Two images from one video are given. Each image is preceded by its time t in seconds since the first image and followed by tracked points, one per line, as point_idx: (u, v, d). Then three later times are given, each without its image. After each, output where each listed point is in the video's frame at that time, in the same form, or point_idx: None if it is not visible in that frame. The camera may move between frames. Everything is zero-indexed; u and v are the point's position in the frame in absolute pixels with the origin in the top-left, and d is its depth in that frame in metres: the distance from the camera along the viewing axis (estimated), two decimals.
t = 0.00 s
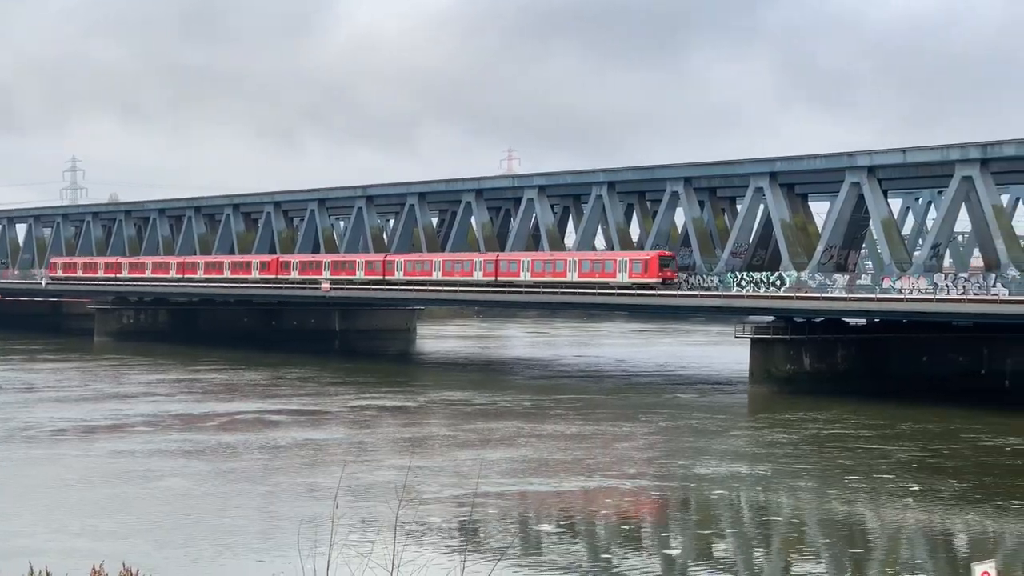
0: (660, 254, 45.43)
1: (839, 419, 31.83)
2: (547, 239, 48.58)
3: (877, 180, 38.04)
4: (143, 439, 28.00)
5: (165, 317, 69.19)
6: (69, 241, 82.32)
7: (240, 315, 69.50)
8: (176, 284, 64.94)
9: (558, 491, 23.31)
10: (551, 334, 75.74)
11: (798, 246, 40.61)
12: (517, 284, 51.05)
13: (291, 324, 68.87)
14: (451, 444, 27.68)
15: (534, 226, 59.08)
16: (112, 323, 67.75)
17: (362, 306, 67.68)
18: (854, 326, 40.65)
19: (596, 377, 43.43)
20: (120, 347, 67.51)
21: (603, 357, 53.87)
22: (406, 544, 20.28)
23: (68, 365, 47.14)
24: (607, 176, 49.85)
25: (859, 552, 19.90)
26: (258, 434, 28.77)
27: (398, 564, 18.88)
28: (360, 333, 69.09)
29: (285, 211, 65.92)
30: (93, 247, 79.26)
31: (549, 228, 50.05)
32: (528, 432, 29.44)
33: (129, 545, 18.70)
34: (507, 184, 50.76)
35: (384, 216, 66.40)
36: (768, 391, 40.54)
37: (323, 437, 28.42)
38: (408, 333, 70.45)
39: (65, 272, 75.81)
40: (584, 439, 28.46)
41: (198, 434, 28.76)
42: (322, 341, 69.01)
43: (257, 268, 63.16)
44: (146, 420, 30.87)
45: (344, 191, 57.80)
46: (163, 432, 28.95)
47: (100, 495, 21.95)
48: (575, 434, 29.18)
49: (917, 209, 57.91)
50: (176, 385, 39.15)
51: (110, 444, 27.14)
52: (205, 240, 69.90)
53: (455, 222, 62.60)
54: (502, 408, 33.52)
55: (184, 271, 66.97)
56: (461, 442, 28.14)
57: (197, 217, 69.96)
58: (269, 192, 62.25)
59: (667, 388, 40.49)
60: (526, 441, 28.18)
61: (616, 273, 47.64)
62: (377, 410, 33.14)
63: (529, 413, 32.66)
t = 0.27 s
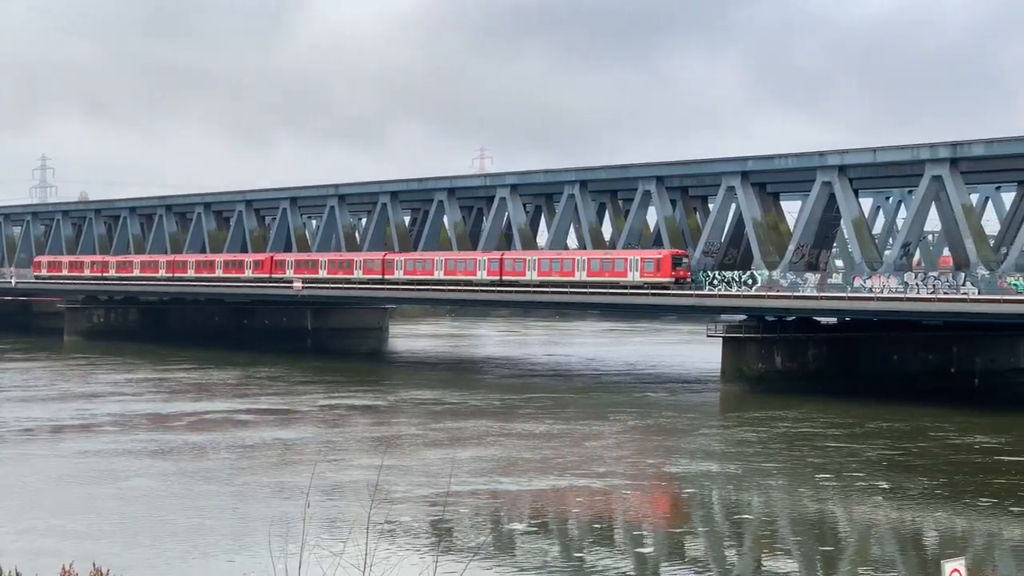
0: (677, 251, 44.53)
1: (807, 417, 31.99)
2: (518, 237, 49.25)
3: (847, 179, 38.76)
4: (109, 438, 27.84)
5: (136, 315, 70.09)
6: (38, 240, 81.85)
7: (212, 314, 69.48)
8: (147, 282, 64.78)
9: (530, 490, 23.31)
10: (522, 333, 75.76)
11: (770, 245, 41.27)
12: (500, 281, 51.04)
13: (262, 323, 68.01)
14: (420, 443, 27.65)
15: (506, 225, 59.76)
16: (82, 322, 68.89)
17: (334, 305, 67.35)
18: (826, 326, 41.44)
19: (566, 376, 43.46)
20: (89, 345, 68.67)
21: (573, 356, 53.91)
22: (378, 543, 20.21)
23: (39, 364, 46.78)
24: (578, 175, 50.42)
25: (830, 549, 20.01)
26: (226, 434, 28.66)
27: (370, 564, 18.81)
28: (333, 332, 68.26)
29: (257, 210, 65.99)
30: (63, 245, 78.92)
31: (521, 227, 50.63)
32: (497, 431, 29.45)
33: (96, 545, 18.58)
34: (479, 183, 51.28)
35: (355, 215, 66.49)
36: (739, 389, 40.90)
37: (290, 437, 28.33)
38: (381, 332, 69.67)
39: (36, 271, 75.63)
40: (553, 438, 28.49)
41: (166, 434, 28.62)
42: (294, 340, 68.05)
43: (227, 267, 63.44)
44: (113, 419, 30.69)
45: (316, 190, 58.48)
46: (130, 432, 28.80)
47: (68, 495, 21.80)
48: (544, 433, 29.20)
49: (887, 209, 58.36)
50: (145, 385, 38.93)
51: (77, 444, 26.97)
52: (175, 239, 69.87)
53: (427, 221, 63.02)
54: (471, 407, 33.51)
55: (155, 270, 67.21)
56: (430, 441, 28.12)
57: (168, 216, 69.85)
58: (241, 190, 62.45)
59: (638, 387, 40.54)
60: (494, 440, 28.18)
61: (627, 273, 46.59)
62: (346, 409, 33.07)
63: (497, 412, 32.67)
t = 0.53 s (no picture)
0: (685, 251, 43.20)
1: (776, 416, 32.12)
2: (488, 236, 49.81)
3: (817, 179, 39.42)
4: (74, 438, 27.66)
5: (104, 314, 69.88)
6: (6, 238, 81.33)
7: (181, 313, 69.16)
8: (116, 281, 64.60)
9: (500, 489, 23.33)
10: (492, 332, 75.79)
11: (740, 244, 42.01)
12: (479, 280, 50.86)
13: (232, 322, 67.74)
14: (386, 443, 27.60)
15: (478, 224, 60.40)
16: (51, 321, 68.72)
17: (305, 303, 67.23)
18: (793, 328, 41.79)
19: (536, 375, 43.47)
20: (58, 345, 68.48)
21: (541, 354, 53.94)
22: (348, 543, 20.16)
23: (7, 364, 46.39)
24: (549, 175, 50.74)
25: (800, 548, 20.09)
26: (192, 434, 28.53)
27: (341, 563, 18.76)
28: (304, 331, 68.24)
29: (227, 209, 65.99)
30: (31, 244, 78.49)
31: (491, 225, 51.18)
32: (464, 430, 29.46)
33: (61, 546, 18.44)
34: (449, 182, 51.76)
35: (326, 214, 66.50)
36: (710, 388, 40.78)
37: (256, 436, 28.24)
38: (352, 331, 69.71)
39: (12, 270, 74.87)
40: (520, 437, 28.53)
41: (131, 434, 28.47)
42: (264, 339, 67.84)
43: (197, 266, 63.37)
44: (77, 419, 30.49)
45: (286, 189, 58.57)
46: (94, 432, 28.62)
47: (33, 496, 21.65)
48: (510, 431, 29.23)
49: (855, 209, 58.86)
50: (111, 384, 38.68)
51: (41, 444, 26.78)
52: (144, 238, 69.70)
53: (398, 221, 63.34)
54: (439, 406, 33.50)
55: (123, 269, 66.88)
56: (396, 440, 28.12)
57: (137, 214, 69.68)
58: (210, 189, 62.45)
59: (608, 386, 40.58)
60: (461, 438, 28.21)
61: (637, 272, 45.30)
62: (313, 408, 33.00)
63: (464, 411, 32.65)
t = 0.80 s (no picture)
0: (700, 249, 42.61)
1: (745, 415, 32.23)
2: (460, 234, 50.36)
3: (787, 178, 39.90)
4: (38, 439, 27.46)
5: (73, 313, 69.61)
6: None
7: (151, 312, 68.91)
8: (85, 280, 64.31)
9: (470, 488, 23.31)
10: (463, 331, 75.81)
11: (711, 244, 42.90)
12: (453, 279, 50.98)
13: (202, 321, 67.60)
14: (351, 442, 27.52)
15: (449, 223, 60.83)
16: (19, 321, 68.71)
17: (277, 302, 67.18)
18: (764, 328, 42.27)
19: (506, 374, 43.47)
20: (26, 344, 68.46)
21: (512, 353, 53.97)
22: (319, 542, 20.08)
23: None
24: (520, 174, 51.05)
25: (771, 546, 20.13)
26: (158, 434, 28.37)
27: (312, 563, 18.68)
28: (273, 330, 68.61)
29: (197, 207, 65.85)
30: None
31: (462, 225, 51.62)
32: (432, 429, 29.42)
33: (27, 548, 18.30)
34: (419, 181, 52.25)
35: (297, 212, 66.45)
36: (680, 388, 40.74)
37: (222, 436, 28.13)
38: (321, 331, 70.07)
39: None
40: (488, 436, 28.52)
41: (95, 434, 28.29)
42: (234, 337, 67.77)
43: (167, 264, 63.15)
44: (41, 419, 30.27)
45: (257, 188, 58.40)
46: (58, 432, 28.42)
47: None
48: (479, 431, 29.22)
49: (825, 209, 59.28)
50: (78, 384, 38.40)
51: (5, 445, 26.57)
52: (113, 237, 69.46)
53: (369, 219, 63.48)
54: (407, 406, 33.44)
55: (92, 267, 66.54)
56: (363, 439, 28.07)
57: (106, 213, 69.41)
58: (180, 188, 62.28)
59: (579, 385, 40.61)
60: (429, 438, 28.18)
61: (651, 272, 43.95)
62: (281, 408, 32.90)
63: (432, 410, 32.60)
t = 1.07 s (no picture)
0: (722, 247, 41.33)
1: (716, 414, 32.38)
2: (433, 233, 50.80)
3: (759, 177, 40.61)
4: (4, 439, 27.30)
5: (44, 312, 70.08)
6: None
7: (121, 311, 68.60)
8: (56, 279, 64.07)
9: (442, 488, 23.30)
10: (438, 330, 75.77)
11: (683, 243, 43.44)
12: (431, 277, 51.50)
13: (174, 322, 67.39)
14: (320, 442, 27.47)
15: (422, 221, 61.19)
16: None
17: (249, 301, 67.19)
18: (736, 327, 42.76)
19: (479, 373, 43.47)
20: None
21: (483, 352, 54.04)
22: (290, 542, 20.02)
23: None
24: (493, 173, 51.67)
25: (744, 545, 20.17)
26: (126, 434, 28.25)
27: (283, 563, 18.63)
28: (246, 330, 68.51)
29: (169, 206, 65.73)
30: None
31: (436, 223, 52.04)
32: (402, 429, 29.40)
33: None
34: (392, 180, 52.69)
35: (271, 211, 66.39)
36: (654, 386, 41.00)
37: (190, 436, 28.03)
38: (293, 330, 70.11)
39: None
40: (458, 436, 28.52)
41: (62, 434, 28.14)
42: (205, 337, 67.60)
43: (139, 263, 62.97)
44: (7, 419, 30.07)
45: (230, 186, 58.27)
46: (24, 432, 28.27)
47: None
48: (449, 430, 29.22)
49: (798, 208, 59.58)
50: (48, 384, 38.18)
51: None
52: (84, 235, 69.31)
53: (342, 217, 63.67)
54: (378, 405, 33.39)
55: (63, 266, 66.32)
56: (333, 438, 28.02)
57: (77, 211, 69.18)
58: (152, 187, 62.16)
59: (552, 384, 40.68)
60: (399, 437, 28.15)
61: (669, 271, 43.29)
62: (251, 408, 32.80)
63: (401, 410, 32.58)
